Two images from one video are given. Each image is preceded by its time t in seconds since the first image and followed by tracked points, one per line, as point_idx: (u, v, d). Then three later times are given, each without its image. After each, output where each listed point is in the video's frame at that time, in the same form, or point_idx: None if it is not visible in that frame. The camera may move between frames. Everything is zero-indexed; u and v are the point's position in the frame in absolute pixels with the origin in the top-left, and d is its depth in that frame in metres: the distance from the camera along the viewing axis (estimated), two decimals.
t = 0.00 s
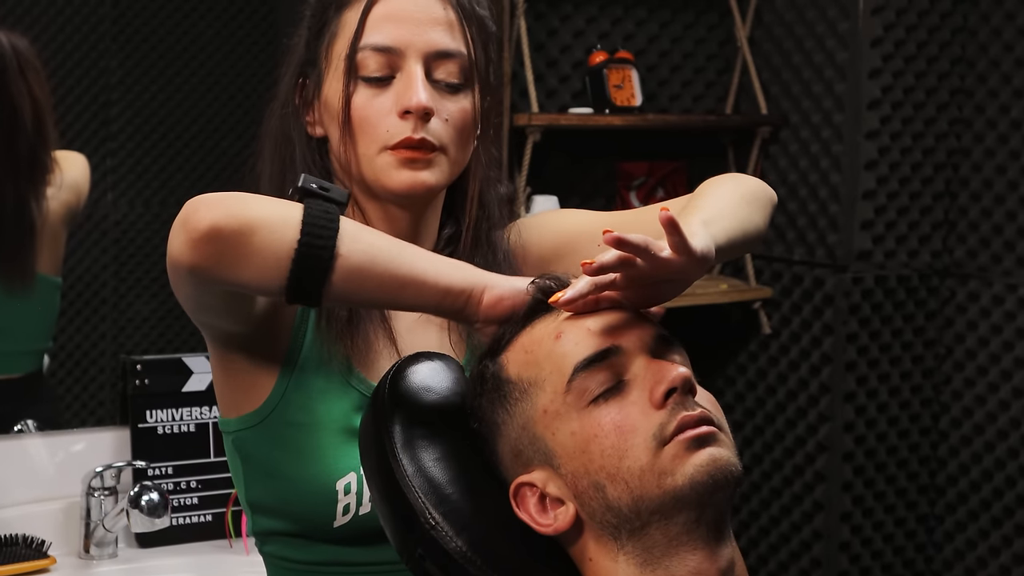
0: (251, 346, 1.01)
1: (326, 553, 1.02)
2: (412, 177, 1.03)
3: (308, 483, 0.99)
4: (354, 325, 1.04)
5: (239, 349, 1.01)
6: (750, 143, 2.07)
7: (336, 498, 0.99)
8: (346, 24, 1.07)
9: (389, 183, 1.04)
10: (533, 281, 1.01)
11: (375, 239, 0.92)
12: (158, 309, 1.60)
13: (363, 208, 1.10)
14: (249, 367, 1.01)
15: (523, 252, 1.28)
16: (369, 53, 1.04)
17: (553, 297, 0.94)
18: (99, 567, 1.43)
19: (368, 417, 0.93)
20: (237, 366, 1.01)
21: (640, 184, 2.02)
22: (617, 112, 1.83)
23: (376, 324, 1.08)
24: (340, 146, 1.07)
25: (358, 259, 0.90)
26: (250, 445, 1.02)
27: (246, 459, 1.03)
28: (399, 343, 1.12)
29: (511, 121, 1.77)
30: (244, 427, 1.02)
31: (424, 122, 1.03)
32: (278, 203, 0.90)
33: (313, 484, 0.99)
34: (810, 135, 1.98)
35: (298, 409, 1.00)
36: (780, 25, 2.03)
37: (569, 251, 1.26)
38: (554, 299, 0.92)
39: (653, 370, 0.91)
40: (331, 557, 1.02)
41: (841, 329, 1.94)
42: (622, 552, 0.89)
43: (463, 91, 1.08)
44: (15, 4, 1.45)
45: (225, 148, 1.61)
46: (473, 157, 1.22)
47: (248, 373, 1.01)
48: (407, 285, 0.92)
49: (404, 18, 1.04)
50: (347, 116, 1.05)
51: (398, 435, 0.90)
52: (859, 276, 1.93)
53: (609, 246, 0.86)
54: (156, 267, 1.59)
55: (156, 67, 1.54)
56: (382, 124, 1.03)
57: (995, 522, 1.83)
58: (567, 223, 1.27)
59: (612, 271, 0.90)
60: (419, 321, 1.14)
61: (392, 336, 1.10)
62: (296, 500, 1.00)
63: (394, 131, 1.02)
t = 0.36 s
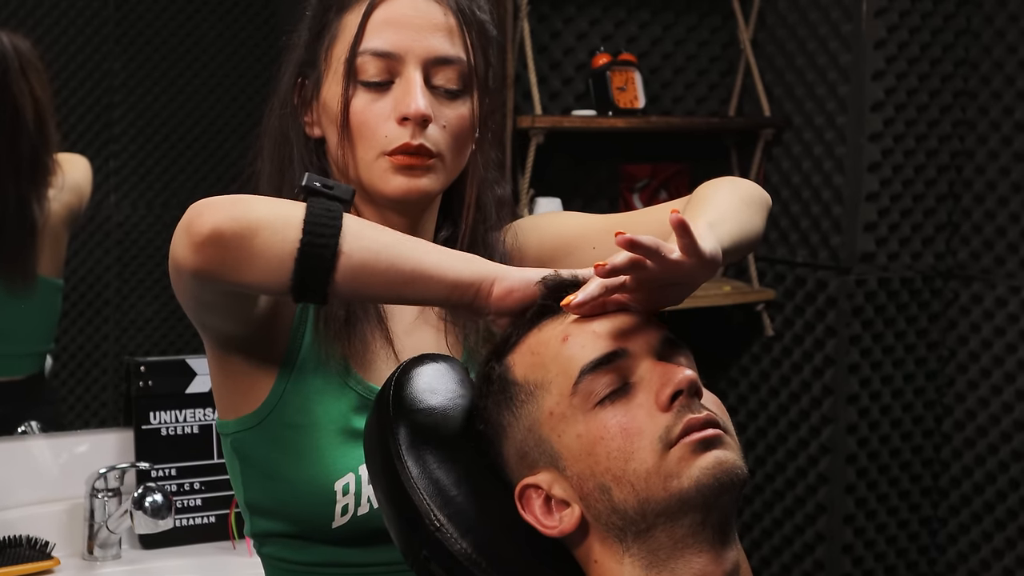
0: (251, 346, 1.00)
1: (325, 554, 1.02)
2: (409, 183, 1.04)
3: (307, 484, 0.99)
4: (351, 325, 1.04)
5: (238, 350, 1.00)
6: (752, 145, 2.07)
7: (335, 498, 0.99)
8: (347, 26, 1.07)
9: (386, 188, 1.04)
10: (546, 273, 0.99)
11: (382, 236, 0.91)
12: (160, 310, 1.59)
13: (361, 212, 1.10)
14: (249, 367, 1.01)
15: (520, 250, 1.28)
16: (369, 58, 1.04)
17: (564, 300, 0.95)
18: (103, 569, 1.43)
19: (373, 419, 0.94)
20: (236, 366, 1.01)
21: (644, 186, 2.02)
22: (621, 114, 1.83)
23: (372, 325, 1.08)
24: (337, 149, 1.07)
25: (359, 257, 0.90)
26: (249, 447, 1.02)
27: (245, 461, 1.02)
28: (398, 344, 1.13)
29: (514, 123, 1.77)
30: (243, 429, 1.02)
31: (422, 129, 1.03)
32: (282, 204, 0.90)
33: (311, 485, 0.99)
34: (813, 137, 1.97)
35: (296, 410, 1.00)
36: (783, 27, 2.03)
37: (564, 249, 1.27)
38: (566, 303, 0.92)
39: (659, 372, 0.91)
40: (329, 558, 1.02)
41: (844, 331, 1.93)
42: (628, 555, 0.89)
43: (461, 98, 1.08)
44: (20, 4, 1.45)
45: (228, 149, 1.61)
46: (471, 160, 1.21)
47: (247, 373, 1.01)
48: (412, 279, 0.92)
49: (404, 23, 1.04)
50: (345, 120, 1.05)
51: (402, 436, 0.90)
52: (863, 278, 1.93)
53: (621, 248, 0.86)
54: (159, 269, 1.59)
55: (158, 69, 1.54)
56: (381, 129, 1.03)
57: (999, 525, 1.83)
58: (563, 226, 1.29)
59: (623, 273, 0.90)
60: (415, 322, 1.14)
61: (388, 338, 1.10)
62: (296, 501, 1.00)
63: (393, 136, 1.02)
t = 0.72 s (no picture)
0: (258, 349, 1.00)
1: (334, 555, 1.02)
2: (421, 187, 1.03)
3: (316, 486, 0.99)
4: (361, 327, 1.04)
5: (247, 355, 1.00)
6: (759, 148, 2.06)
7: (345, 500, 0.99)
8: (364, 28, 1.07)
9: (398, 191, 1.04)
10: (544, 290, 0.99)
11: (388, 246, 0.92)
12: (168, 313, 1.60)
13: (368, 215, 1.10)
14: (256, 369, 1.01)
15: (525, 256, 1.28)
16: (385, 62, 1.04)
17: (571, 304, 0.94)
18: (111, 570, 1.44)
19: (380, 422, 0.94)
20: (244, 369, 1.01)
21: (651, 188, 2.00)
22: (628, 117, 1.83)
23: (381, 327, 1.08)
24: (350, 151, 1.08)
25: (367, 266, 0.90)
26: (258, 449, 1.02)
27: (254, 463, 1.02)
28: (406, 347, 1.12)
29: (521, 126, 1.77)
30: (252, 431, 1.02)
31: (436, 134, 1.03)
32: (289, 208, 0.90)
33: (321, 486, 0.99)
34: (820, 140, 1.98)
35: (305, 412, 1.00)
36: (790, 30, 2.03)
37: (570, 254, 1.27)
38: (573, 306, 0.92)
39: (666, 374, 0.91)
40: (338, 558, 1.03)
41: (850, 334, 1.94)
42: (636, 557, 0.89)
43: (475, 104, 1.09)
44: (28, 6, 1.45)
45: (235, 152, 1.61)
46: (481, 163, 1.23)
47: (255, 376, 1.01)
48: (413, 291, 0.92)
49: (422, 28, 1.05)
50: (359, 122, 1.05)
51: (410, 439, 0.90)
52: (870, 281, 1.92)
53: (628, 251, 0.85)
54: (167, 270, 1.59)
55: (166, 71, 1.55)
56: (395, 133, 1.03)
57: (1006, 528, 1.83)
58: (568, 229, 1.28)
59: (628, 275, 0.90)
60: (423, 325, 1.14)
61: (397, 339, 1.10)
62: (305, 503, 1.00)
63: (407, 140, 1.03)
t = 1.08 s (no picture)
0: (266, 355, 1.00)
1: (346, 560, 1.02)
2: (437, 186, 1.03)
3: (327, 491, 0.99)
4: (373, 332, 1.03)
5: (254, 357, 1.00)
6: (768, 152, 2.06)
7: (356, 505, 0.99)
8: (381, 30, 1.07)
9: (414, 192, 1.04)
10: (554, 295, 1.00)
11: (391, 266, 0.92)
12: (176, 317, 1.60)
13: (381, 217, 1.10)
14: (266, 375, 1.01)
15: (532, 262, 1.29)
16: (403, 63, 1.04)
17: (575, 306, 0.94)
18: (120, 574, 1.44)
19: (388, 427, 0.93)
20: (253, 375, 1.00)
21: (659, 193, 2.03)
22: (637, 121, 1.83)
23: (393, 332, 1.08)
24: (365, 152, 1.07)
25: (373, 285, 0.90)
26: (269, 453, 1.02)
27: (266, 467, 1.02)
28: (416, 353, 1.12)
29: (530, 130, 1.77)
30: (263, 435, 1.02)
31: (453, 136, 1.03)
32: (296, 224, 0.90)
33: (332, 490, 0.99)
34: (829, 145, 1.97)
35: (318, 416, 1.00)
36: (798, 34, 2.02)
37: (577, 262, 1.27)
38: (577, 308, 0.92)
39: (673, 379, 0.91)
40: (349, 563, 1.02)
41: (859, 338, 1.93)
42: (644, 562, 0.88)
43: (489, 108, 1.09)
44: (38, 13, 1.47)
45: (243, 156, 1.61)
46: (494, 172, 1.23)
47: (264, 381, 1.01)
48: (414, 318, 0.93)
49: (439, 31, 1.05)
50: (375, 123, 1.05)
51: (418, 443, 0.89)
52: (878, 285, 1.92)
53: (634, 254, 0.85)
54: (174, 275, 1.59)
55: (175, 76, 1.55)
56: (411, 135, 1.03)
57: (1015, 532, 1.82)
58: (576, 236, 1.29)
59: (632, 279, 0.90)
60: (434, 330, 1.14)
61: (408, 344, 1.09)
62: (316, 508, 1.00)
63: (423, 142, 1.03)
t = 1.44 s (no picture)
0: (277, 358, 1.00)
1: (355, 563, 1.02)
2: (446, 192, 1.03)
3: (335, 496, 0.99)
4: (380, 335, 1.03)
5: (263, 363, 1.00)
6: (779, 156, 2.05)
7: (365, 509, 0.99)
8: (397, 36, 1.07)
9: (423, 197, 1.04)
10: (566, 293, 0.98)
11: (402, 263, 0.91)
12: (187, 321, 1.60)
13: (390, 222, 1.10)
14: (275, 379, 1.00)
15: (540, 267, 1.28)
16: (417, 68, 1.04)
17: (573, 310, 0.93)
18: None
19: (399, 431, 0.93)
20: (263, 379, 1.00)
21: (670, 198, 2.01)
22: (647, 126, 1.83)
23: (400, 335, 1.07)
24: (377, 155, 1.08)
25: (382, 283, 0.89)
26: (279, 458, 1.01)
27: (275, 472, 1.02)
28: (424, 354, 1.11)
29: (540, 135, 1.77)
30: (274, 440, 1.01)
31: (464, 143, 1.03)
32: (306, 223, 0.89)
33: (343, 495, 0.99)
34: (840, 149, 1.97)
35: (327, 421, 1.00)
36: (809, 38, 2.02)
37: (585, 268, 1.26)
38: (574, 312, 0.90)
39: (684, 385, 0.90)
40: (359, 567, 1.02)
41: (871, 343, 1.93)
42: (654, 568, 0.88)
43: (502, 117, 1.09)
44: (51, 20, 1.47)
45: (254, 161, 1.62)
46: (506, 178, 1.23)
47: (273, 385, 1.00)
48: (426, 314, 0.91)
49: (454, 39, 1.05)
50: (387, 127, 1.05)
51: (428, 448, 0.89)
52: (890, 290, 1.92)
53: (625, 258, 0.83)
54: (186, 280, 1.59)
55: (185, 81, 1.55)
56: (422, 140, 1.03)
57: None
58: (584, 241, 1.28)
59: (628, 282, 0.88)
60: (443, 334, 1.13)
61: (416, 346, 1.08)
62: (325, 512, 1.00)
63: (434, 147, 1.03)
